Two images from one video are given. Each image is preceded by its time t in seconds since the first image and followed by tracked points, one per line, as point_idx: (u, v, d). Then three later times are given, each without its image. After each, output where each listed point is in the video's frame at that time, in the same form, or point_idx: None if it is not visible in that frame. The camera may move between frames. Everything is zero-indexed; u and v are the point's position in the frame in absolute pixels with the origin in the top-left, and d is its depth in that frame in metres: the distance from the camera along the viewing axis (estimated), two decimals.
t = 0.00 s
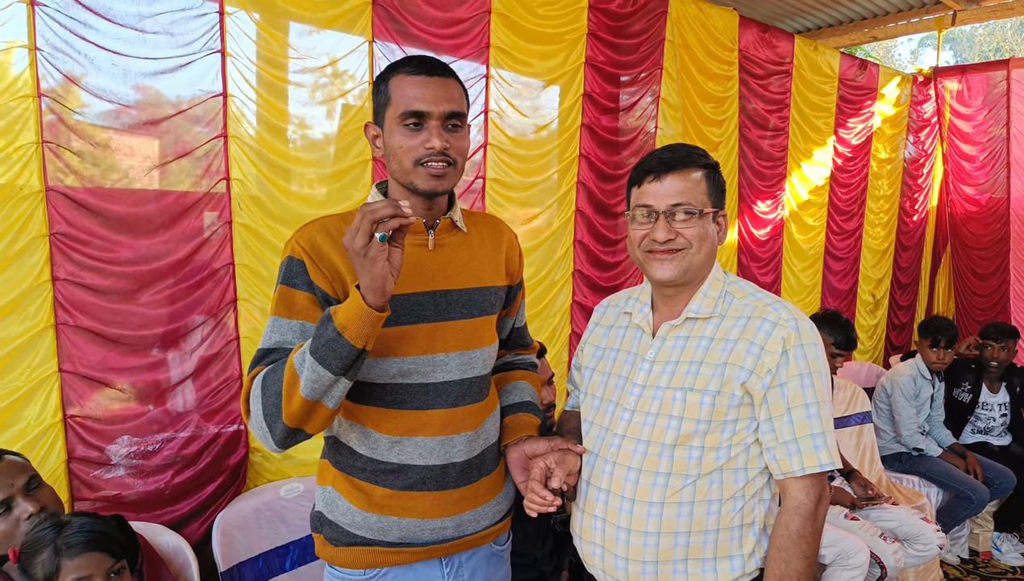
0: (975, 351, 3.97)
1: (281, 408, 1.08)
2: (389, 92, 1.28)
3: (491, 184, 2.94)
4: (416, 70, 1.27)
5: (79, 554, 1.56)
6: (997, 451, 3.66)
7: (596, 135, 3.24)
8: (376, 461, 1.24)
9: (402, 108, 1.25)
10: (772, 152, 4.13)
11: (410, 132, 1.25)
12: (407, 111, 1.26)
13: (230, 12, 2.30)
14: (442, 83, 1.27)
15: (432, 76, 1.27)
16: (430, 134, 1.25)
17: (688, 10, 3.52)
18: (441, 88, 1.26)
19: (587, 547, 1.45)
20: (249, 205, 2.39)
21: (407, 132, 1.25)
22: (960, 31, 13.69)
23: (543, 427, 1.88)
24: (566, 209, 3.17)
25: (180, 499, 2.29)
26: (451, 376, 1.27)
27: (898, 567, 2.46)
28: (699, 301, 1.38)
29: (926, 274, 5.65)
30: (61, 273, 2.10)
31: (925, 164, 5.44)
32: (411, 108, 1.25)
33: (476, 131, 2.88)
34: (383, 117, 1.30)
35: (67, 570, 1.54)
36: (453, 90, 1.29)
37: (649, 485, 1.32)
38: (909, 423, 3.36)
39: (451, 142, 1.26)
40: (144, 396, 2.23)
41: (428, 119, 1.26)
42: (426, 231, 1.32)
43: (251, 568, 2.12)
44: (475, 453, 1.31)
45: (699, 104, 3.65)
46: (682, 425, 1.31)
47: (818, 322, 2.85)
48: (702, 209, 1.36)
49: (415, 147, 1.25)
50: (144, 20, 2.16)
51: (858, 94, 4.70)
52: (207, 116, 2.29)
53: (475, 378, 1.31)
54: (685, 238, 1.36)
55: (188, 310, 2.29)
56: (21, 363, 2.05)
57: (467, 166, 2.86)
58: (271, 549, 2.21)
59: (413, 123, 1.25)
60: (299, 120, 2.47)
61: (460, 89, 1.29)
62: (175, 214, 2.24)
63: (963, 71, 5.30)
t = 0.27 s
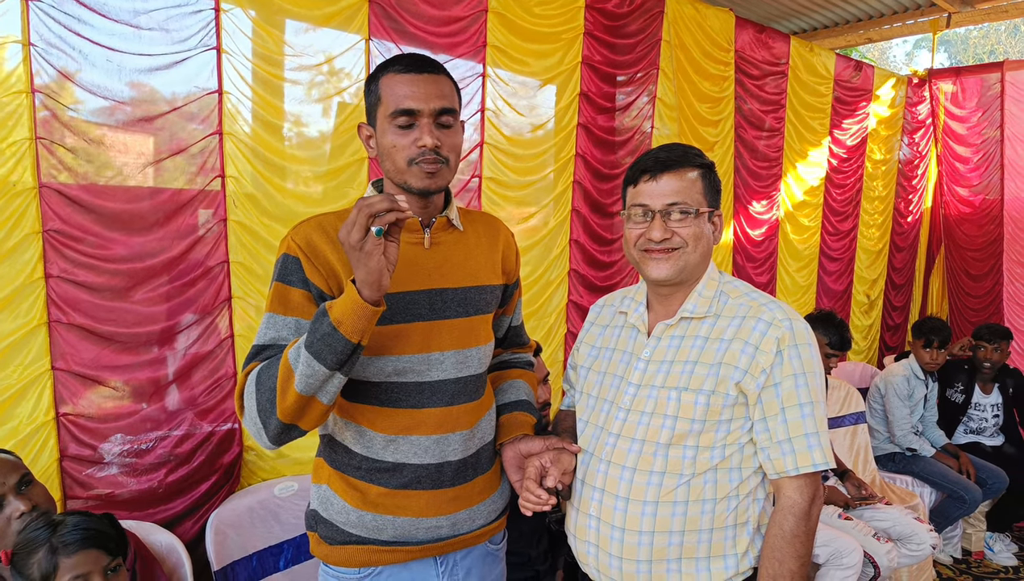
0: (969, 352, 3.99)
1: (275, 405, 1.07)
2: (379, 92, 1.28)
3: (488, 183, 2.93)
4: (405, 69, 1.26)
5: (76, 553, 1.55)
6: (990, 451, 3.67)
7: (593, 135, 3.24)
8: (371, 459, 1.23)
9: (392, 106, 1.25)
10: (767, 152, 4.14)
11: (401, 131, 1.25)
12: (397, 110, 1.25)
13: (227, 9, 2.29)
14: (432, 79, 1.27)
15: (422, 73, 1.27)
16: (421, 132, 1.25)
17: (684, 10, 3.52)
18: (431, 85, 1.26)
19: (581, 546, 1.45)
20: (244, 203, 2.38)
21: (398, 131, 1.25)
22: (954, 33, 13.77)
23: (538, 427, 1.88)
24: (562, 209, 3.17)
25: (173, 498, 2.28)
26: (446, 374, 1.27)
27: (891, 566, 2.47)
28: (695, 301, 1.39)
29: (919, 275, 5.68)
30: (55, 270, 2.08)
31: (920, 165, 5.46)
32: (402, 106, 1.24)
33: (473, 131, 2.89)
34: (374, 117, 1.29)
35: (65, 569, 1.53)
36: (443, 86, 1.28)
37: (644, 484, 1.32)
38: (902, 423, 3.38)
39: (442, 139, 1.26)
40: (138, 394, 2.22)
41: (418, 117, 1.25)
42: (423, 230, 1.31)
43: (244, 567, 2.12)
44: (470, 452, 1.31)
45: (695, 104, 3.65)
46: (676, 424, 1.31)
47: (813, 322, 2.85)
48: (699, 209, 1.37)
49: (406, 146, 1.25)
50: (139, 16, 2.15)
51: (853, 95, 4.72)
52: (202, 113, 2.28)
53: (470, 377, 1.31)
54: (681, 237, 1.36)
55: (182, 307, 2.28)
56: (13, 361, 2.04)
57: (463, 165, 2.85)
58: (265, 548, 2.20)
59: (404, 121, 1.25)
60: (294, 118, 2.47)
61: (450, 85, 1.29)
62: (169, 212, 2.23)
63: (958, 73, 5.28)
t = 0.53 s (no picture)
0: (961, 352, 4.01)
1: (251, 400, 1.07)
2: (360, 98, 1.29)
3: (481, 184, 2.93)
4: (383, 71, 1.27)
5: (83, 545, 1.57)
6: (982, 451, 3.69)
7: (586, 136, 3.24)
8: (364, 461, 1.23)
9: (373, 110, 1.26)
10: (759, 153, 4.15)
11: (384, 133, 1.26)
12: (378, 113, 1.26)
13: (220, 10, 2.28)
14: (412, 79, 1.27)
15: (400, 74, 1.27)
16: (403, 133, 1.25)
17: (677, 12, 3.53)
18: (410, 84, 1.26)
19: (576, 547, 1.45)
20: (237, 204, 2.37)
21: (381, 134, 1.26)
22: (945, 34, 13.84)
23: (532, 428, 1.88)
24: (556, 210, 3.17)
25: (165, 500, 2.27)
26: (441, 376, 1.27)
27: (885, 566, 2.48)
28: (688, 302, 1.39)
29: (911, 275, 5.70)
30: (46, 272, 2.08)
31: (911, 166, 5.49)
32: (382, 109, 1.25)
33: (466, 132, 2.88)
34: (360, 122, 1.30)
35: (74, 562, 1.54)
36: (422, 85, 1.28)
37: (638, 484, 1.32)
38: (895, 423, 3.39)
39: (425, 138, 1.26)
40: (130, 396, 2.21)
41: (400, 118, 1.26)
42: (419, 230, 1.31)
43: (237, 570, 2.11)
44: (463, 454, 1.31)
45: (688, 106, 3.66)
46: (670, 424, 1.31)
47: (806, 323, 2.86)
48: (690, 209, 1.37)
49: (391, 148, 1.25)
50: (131, 17, 2.14)
51: (845, 97, 4.74)
52: (194, 114, 2.27)
53: (464, 378, 1.30)
54: (674, 237, 1.37)
55: (175, 309, 2.27)
56: (5, 363, 2.03)
57: (456, 166, 2.85)
58: (258, 551, 2.19)
59: (386, 123, 1.25)
60: (288, 119, 2.46)
61: (430, 83, 1.29)
62: (162, 213, 2.23)
63: (949, 74, 5.35)
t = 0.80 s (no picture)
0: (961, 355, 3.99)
1: (253, 432, 1.12)
2: (357, 99, 1.30)
3: (477, 186, 2.94)
4: (379, 72, 1.28)
5: (87, 543, 1.58)
6: (980, 454, 3.66)
7: (582, 137, 3.24)
8: (364, 462, 1.23)
9: (370, 110, 1.27)
10: (757, 155, 4.14)
11: (380, 133, 1.27)
12: (374, 114, 1.27)
13: (217, 13, 2.30)
14: (408, 79, 1.28)
15: (396, 74, 1.28)
16: (399, 132, 1.26)
17: (673, 13, 3.53)
18: (406, 84, 1.27)
19: (571, 548, 1.41)
20: (235, 206, 2.39)
21: (377, 133, 1.27)
22: (943, 35, 13.77)
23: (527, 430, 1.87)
24: (552, 211, 3.18)
25: (164, 500, 2.29)
26: (440, 377, 1.27)
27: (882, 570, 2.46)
28: (684, 303, 1.35)
29: (911, 277, 5.68)
30: (47, 273, 2.09)
31: (910, 167, 5.46)
32: (378, 109, 1.26)
33: (463, 134, 2.88)
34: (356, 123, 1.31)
35: (77, 560, 1.56)
36: (418, 85, 1.29)
37: (635, 485, 1.28)
38: (892, 426, 3.37)
39: (421, 136, 1.27)
40: (129, 396, 2.22)
41: (395, 118, 1.27)
42: (416, 232, 1.31)
43: (235, 569, 2.12)
44: (463, 455, 1.31)
45: (685, 107, 3.66)
46: (668, 425, 1.27)
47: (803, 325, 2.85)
48: (688, 210, 1.34)
49: (387, 147, 1.26)
50: (130, 20, 2.16)
51: (843, 98, 4.72)
52: (193, 117, 2.29)
53: (463, 379, 1.31)
54: (672, 238, 1.33)
55: (174, 310, 2.29)
56: (6, 363, 2.05)
57: (453, 168, 2.86)
58: (256, 550, 2.20)
59: (382, 123, 1.27)
60: (284, 121, 2.48)
61: (426, 83, 1.30)
62: (160, 215, 2.25)
63: (948, 75, 5.31)
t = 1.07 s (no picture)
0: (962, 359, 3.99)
1: (275, 438, 1.20)
2: (350, 100, 1.30)
3: (479, 188, 2.94)
4: (372, 73, 1.28)
5: (82, 548, 1.56)
6: (981, 458, 3.65)
7: (584, 139, 3.25)
8: (361, 461, 1.24)
9: (360, 111, 1.28)
10: (758, 157, 4.13)
11: (372, 135, 1.27)
12: (366, 115, 1.27)
13: (221, 13, 2.31)
14: (399, 80, 1.28)
15: (388, 75, 1.28)
16: (390, 134, 1.26)
17: (675, 15, 3.54)
18: (398, 85, 1.28)
19: (573, 546, 1.42)
20: (237, 206, 2.40)
21: (369, 135, 1.27)
22: (945, 38, 13.73)
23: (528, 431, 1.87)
24: (554, 213, 3.18)
25: (165, 499, 2.29)
26: (436, 377, 1.27)
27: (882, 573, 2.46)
28: (686, 304, 1.34)
29: (912, 281, 5.67)
30: (50, 272, 2.10)
31: (912, 170, 5.45)
32: (369, 110, 1.27)
33: (464, 135, 2.89)
34: (349, 125, 1.32)
35: (71, 565, 1.54)
36: (411, 86, 1.29)
37: (636, 485, 1.29)
38: (893, 430, 3.37)
39: (412, 138, 1.27)
40: (131, 396, 2.23)
41: (387, 119, 1.27)
42: (410, 233, 1.31)
43: (236, 568, 2.12)
44: (461, 455, 1.30)
45: (686, 109, 3.66)
46: (668, 425, 1.27)
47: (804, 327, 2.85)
48: (690, 211, 1.33)
49: (378, 149, 1.27)
50: (134, 20, 2.17)
51: (845, 100, 4.72)
52: (195, 117, 2.30)
53: (460, 379, 1.30)
54: (675, 238, 1.33)
55: (176, 310, 2.30)
56: (9, 362, 2.06)
57: (454, 169, 2.86)
58: (256, 550, 2.20)
59: (373, 125, 1.27)
60: (286, 121, 2.48)
61: (418, 84, 1.30)
62: (163, 215, 2.25)
63: (950, 79, 5.30)
